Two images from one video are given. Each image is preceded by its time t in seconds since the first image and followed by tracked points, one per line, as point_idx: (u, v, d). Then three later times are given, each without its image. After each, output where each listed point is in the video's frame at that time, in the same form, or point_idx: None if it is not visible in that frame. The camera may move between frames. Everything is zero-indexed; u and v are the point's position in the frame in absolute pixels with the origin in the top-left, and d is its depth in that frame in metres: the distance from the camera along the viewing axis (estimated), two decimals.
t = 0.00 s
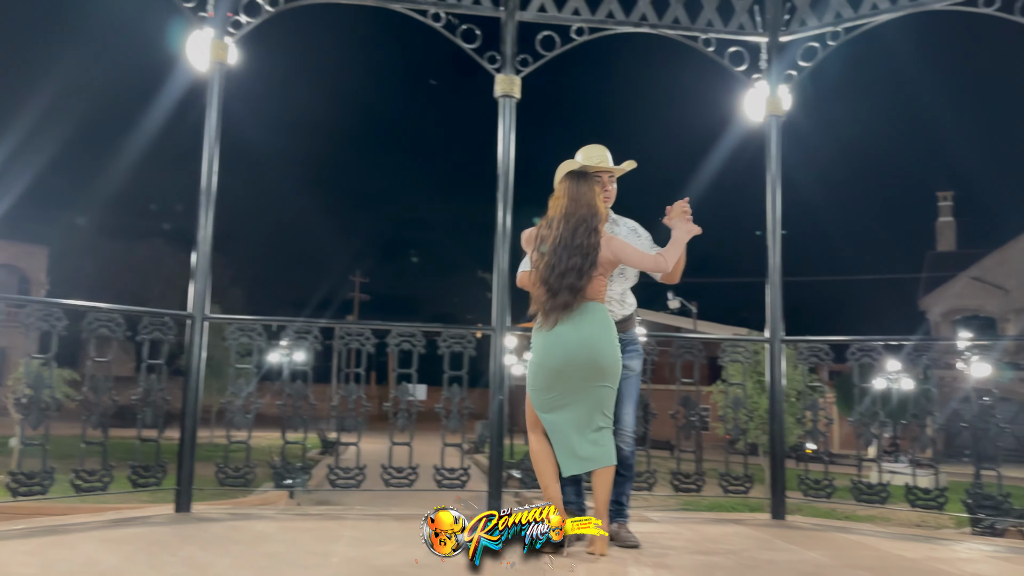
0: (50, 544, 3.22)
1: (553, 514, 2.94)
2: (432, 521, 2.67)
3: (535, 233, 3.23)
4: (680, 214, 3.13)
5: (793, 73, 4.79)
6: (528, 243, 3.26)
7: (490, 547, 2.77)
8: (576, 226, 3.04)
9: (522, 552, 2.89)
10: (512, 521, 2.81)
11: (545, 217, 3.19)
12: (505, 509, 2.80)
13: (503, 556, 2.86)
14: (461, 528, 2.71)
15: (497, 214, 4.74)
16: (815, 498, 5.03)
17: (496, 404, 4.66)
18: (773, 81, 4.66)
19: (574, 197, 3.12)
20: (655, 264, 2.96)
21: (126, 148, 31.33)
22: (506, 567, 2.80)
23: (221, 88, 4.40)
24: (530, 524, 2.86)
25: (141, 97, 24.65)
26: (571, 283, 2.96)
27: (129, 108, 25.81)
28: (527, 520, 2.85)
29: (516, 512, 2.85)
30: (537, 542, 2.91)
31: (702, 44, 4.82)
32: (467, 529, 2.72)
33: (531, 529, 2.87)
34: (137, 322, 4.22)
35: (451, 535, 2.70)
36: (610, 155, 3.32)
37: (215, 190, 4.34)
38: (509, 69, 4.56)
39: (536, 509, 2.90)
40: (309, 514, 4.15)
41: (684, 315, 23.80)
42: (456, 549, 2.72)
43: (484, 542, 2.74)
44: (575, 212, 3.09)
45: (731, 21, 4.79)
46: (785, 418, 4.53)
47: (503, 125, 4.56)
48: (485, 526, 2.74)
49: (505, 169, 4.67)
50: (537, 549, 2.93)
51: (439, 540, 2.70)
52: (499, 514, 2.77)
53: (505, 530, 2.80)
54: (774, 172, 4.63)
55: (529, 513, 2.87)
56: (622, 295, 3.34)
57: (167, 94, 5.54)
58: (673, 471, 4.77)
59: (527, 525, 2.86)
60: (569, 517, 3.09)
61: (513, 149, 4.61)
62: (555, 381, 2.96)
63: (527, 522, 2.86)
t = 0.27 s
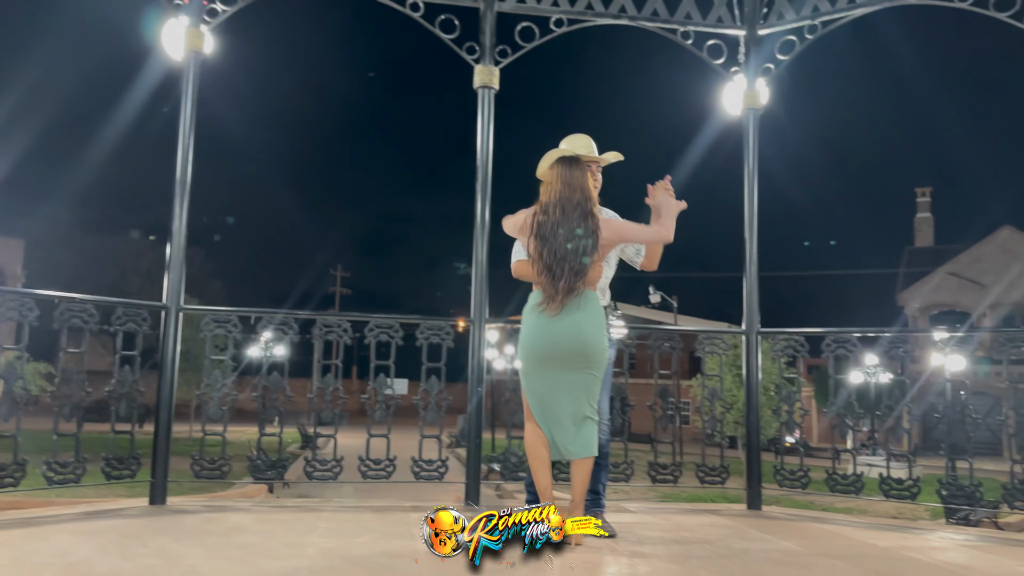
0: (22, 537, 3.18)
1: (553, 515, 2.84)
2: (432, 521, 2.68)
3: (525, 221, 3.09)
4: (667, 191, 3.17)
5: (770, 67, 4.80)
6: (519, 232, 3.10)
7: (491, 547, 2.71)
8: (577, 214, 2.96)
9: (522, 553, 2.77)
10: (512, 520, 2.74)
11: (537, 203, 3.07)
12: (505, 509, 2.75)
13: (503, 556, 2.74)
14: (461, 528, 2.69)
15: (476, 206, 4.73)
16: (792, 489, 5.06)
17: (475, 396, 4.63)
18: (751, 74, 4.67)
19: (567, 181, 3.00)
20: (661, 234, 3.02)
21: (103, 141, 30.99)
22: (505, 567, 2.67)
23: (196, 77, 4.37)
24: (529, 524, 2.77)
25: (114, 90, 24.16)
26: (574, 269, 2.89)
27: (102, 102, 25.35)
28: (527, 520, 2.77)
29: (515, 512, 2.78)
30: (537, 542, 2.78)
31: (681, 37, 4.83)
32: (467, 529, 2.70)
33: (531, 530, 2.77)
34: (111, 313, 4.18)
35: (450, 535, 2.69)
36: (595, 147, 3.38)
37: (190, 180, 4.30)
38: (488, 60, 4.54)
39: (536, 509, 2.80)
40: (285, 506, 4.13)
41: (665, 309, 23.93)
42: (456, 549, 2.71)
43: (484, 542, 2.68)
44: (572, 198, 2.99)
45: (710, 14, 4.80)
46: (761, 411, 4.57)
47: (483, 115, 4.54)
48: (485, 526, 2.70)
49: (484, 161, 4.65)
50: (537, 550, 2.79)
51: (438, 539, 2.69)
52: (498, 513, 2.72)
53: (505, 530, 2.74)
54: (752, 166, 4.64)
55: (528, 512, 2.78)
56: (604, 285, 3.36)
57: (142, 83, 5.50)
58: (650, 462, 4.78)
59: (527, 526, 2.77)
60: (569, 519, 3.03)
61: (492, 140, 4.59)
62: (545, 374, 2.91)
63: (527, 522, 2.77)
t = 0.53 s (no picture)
0: None
1: (553, 515, 2.76)
2: (432, 521, 2.62)
3: (526, 220, 2.96)
4: (632, 180, 3.28)
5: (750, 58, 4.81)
6: (520, 231, 2.97)
7: (491, 546, 2.62)
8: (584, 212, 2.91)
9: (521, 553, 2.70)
10: (513, 520, 2.68)
11: (539, 203, 2.94)
12: (504, 508, 2.70)
13: (503, 556, 2.65)
14: (461, 528, 2.63)
15: (456, 197, 4.70)
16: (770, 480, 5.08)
17: (455, 388, 4.60)
18: (730, 66, 4.68)
19: (571, 181, 2.94)
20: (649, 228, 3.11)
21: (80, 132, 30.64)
22: (506, 566, 2.56)
23: (172, 65, 4.32)
24: (529, 524, 2.69)
25: (88, 80, 23.87)
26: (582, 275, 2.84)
27: (77, 91, 25.04)
28: (527, 520, 2.69)
29: (515, 512, 2.72)
30: (538, 542, 2.69)
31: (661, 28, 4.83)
32: (467, 529, 2.64)
33: (531, 529, 2.69)
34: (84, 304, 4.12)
35: (450, 535, 2.63)
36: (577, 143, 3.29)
37: (165, 169, 4.25)
38: (468, 49, 4.52)
39: (536, 509, 2.72)
40: (262, 498, 4.10)
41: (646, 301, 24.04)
42: (456, 549, 2.64)
43: (484, 542, 2.60)
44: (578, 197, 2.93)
45: (690, 6, 4.80)
46: (739, 401, 4.58)
47: (463, 105, 4.51)
48: (484, 526, 2.62)
49: (464, 151, 4.62)
50: (538, 549, 2.71)
51: (438, 539, 2.62)
52: (498, 513, 2.65)
53: (505, 531, 2.67)
54: (731, 158, 4.65)
55: (528, 512, 2.71)
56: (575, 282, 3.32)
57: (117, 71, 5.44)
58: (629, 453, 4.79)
59: (527, 525, 2.69)
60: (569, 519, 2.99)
61: (472, 129, 4.56)
62: (529, 371, 2.83)
63: (527, 522, 2.70)
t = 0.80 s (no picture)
0: None
1: (553, 514, 2.72)
2: (432, 520, 2.54)
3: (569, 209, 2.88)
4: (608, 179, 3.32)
5: (733, 51, 4.82)
6: (563, 220, 2.87)
7: (491, 546, 2.54)
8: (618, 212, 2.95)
9: (522, 554, 2.62)
10: (513, 520, 2.62)
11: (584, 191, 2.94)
12: (504, 508, 2.64)
13: (504, 557, 2.56)
14: (461, 528, 2.55)
15: (439, 191, 4.68)
16: (751, 471, 5.11)
17: (438, 380, 4.58)
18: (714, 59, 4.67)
19: (607, 176, 3.00)
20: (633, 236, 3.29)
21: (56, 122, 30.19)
22: (507, 567, 2.48)
23: (149, 53, 4.25)
24: (529, 524, 2.64)
25: (67, 68, 23.57)
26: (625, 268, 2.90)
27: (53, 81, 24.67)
28: (527, 520, 2.64)
29: (515, 511, 2.66)
30: (537, 542, 2.63)
31: (645, 20, 4.83)
32: (467, 528, 2.55)
33: (531, 530, 2.64)
34: (59, 296, 4.05)
35: (450, 535, 2.54)
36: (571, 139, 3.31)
37: (143, 160, 4.19)
38: (451, 39, 4.50)
39: (535, 509, 2.68)
40: (243, 491, 4.07)
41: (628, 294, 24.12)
42: (456, 549, 2.55)
43: (484, 542, 2.52)
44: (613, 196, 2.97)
45: None
46: (721, 395, 4.62)
47: (446, 95, 4.47)
48: (484, 526, 2.55)
49: (448, 143, 4.60)
50: (537, 549, 2.64)
51: (439, 539, 2.54)
52: (498, 513, 2.59)
53: (505, 530, 2.61)
54: (715, 150, 4.66)
55: (528, 512, 2.65)
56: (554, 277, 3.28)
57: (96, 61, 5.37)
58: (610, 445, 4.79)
59: (527, 525, 2.64)
60: (568, 517, 2.94)
61: (456, 121, 4.55)
62: (565, 364, 2.77)
63: (527, 522, 2.64)
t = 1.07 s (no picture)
0: None
1: (553, 515, 2.65)
2: (432, 520, 2.49)
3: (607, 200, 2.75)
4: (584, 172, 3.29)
5: (717, 45, 4.81)
6: (600, 212, 2.73)
7: (491, 546, 2.48)
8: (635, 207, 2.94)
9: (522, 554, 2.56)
10: (513, 520, 2.56)
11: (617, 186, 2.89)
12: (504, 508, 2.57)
13: (503, 557, 2.50)
14: (461, 528, 2.49)
15: (422, 184, 4.65)
16: (733, 464, 5.13)
17: (421, 374, 4.56)
18: (698, 52, 4.67)
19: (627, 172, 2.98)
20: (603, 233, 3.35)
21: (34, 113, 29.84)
22: (506, 567, 2.42)
23: (128, 43, 4.20)
24: (530, 524, 2.57)
25: (46, 59, 23.31)
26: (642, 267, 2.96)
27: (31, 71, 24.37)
28: (526, 520, 2.57)
29: (514, 511, 2.60)
30: (537, 542, 2.56)
31: (630, 13, 4.81)
32: (467, 529, 2.49)
33: (531, 530, 2.56)
34: (37, 288, 4.00)
35: (450, 535, 2.48)
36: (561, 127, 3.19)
37: (122, 153, 4.15)
38: (435, 30, 4.47)
39: (535, 509, 2.61)
40: (224, 485, 4.04)
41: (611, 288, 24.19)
42: (456, 549, 2.48)
43: (484, 541, 2.45)
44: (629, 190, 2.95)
45: None
46: (703, 389, 4.60)
47: (429, 88, 4.45)
48: (484, 526, 2.49)
49: (431, 137, 4.58)
50: (538, 549, 2.57)
51: (438, 539, 2.48)
52: (498, 513, 2.52)
53: (505, 530, 2.54)
54: (698, 145, 4.66)
55: (528, 512, 2.58)
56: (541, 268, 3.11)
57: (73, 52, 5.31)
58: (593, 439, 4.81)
59: (527, 525, 2.57)
60: (571, 520, 2.85)
61: (439, 114, 4.53)
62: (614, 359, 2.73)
63: (527, 522, 2.58)
